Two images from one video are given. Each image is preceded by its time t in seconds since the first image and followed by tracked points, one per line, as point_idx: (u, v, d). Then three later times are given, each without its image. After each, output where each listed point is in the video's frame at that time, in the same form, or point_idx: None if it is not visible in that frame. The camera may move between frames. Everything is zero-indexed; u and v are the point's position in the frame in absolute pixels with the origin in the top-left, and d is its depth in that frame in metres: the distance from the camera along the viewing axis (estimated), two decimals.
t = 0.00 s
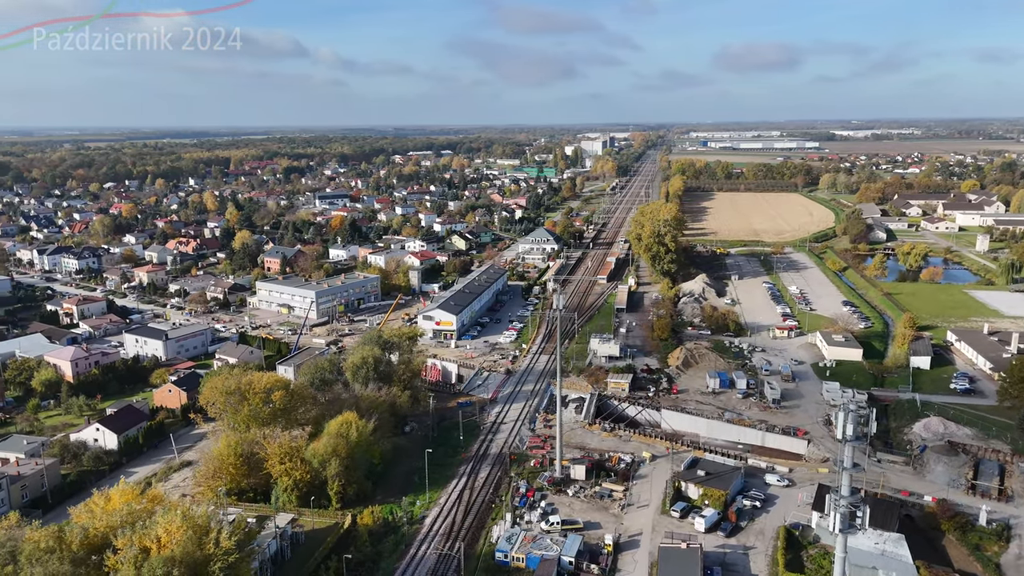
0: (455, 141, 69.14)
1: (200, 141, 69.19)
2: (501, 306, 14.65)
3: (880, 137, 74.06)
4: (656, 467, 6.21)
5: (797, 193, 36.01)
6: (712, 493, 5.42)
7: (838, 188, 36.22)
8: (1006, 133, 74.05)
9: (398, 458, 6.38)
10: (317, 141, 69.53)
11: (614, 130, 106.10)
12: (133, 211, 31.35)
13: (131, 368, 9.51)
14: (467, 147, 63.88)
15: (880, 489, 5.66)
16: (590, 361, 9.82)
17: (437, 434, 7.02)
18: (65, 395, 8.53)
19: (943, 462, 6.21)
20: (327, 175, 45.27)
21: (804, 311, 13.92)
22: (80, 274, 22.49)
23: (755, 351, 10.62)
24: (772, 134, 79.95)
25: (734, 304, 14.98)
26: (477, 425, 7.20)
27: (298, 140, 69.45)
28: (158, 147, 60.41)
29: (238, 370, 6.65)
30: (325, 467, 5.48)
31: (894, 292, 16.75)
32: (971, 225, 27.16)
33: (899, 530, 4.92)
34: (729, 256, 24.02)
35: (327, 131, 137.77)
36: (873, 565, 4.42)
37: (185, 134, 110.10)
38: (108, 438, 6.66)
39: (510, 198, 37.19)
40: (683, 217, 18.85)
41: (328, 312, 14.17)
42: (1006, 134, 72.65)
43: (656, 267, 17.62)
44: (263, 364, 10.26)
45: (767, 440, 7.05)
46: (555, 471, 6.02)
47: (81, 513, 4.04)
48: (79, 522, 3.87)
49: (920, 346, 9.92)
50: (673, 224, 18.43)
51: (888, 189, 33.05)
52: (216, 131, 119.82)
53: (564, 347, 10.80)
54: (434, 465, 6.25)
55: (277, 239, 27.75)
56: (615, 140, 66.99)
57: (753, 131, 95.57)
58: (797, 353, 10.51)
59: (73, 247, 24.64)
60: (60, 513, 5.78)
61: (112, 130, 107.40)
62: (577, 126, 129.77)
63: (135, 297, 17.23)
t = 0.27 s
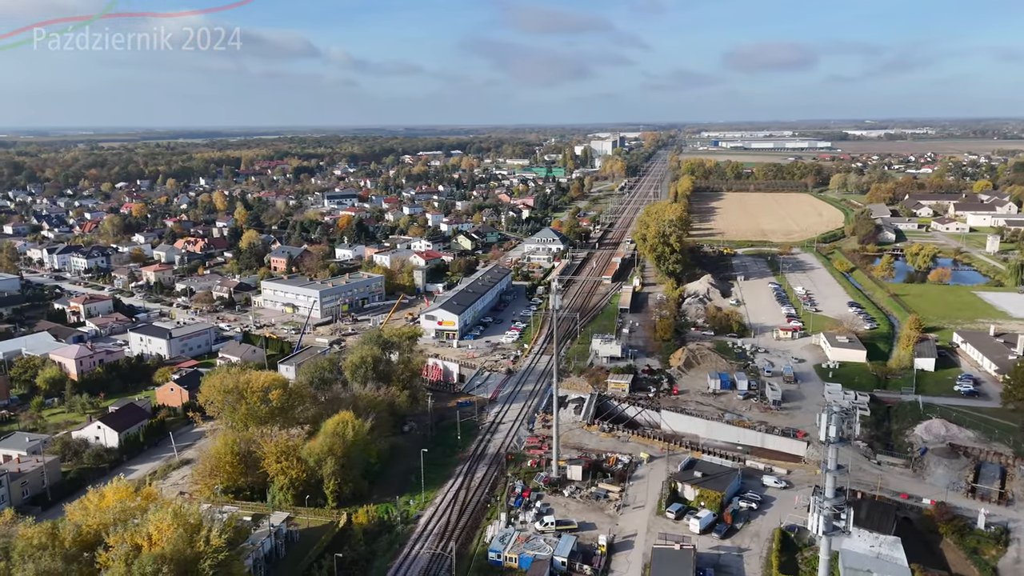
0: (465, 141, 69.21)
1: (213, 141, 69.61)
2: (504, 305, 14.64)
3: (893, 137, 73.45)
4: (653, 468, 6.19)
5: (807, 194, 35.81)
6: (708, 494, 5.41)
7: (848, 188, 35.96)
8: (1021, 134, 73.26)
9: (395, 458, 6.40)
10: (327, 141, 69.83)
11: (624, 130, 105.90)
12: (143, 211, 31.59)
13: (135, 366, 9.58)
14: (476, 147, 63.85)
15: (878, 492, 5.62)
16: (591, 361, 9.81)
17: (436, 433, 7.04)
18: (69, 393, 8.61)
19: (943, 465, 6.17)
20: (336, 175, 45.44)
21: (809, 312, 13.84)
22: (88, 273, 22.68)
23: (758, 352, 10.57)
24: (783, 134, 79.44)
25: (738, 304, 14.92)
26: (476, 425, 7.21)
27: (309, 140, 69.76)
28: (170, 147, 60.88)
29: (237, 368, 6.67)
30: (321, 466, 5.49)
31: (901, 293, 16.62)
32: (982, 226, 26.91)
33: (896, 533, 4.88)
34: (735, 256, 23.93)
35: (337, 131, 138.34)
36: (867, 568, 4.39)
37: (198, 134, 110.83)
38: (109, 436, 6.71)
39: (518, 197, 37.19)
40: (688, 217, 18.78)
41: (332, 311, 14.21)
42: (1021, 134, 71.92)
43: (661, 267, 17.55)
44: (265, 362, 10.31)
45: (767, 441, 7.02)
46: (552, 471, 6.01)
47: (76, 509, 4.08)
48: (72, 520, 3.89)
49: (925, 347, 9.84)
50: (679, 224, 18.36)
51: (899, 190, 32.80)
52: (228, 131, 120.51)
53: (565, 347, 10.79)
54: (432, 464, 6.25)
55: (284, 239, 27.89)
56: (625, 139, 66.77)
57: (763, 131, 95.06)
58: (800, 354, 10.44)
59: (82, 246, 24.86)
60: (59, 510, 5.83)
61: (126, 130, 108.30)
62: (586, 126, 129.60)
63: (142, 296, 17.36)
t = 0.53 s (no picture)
0: (474, 142, 69.28)
1: (224, 141, 70.03)
2: (508, 305, 14.64)
3: (907, 137, 72.84)
4: (650, 469, 6.17)
5: (816, 194, 35.62)
6: (704, 495, 5.38)
7: (858, 188, 35.70)
8: None
9: (392, 457, 6.41)
10: (338, 141, 70.12)
11: (633, 130, 105.68)
12: (153, 210, 31.82)
13: (139, 364, 9.66)
14: (485, 147, 63.82)
15: (876, 494, 5.58)
16: (592, 361, 9.79)
17: (434, 433, 7.05)
18: (72, 390, 8.70)
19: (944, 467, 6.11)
20: (345, 175, 45.60)
21: (813, 313, 13.75)
22: (97, 272, 22.86)
23: (760, 352, 10.51)
24: (794, 134, 78.87)
25: (743, 304, 14.87)
26: (474, 425, 7.22)
27: (319, 140, 70.05)
28: (182, 147, 61.36)
29: (236, 366, 6.69)
30: (317, 465, 5.52)
31: (908, 293, 16.49)
32: (993, 227, 26.66)
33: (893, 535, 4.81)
34: (742, 257, 23.83)
35: (346, 131, 138.80)
36: (862, 571, 4.34)
37: (209, 134, 111.45)
38: (110, 434, 6.77)
39: (526, 197, 37.20)
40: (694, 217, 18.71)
41: (336, 311, 14.29)
42: None
43: (666, 267, 17.49)
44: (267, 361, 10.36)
45: (766, 442, 6.98)
46: (548, 472, 6.00)
47: (71, 504, 4.11)
48: (65, 516, 3.92)
49: (930, 349, 9.75)
50: (684, 225, 18.29)
51: (909, 190, 32.54)
52: (240, 130, 121.17)
53: (567, 347, 10.79)
54: (429, 464, 6.26)
55: (291, 238, 28.02)
56: (635, 139, 66.53)
57: (774, 131, 94.57)
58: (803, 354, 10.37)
59: (92, 245, 25.07)
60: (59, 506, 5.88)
61: (139, 130, 109.09)
62: (595, 126, 129.37)
63: (149, 295, 17.50)
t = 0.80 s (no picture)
0: (484, 141, 69.33)
1: (236, 141, 70.45)
2: (511, 306, 14.66)
3: (921, 138, 72.15)
4: (648, 469, 6.16)
5: (826, 194, 35.38)
6: (700, 497, 5.37)
7: (870, 189, 35.41)
8: None
9: (390, 457, 6.43)
10: (349, 140, 70.41)
11: (643, 130, 105.42)
12: (163, 209, 32.05)
13: (142, 363, 9.74)
14: (495, 147, 63.78)
15: (874, 496, 5.55)
16: (594, 362, 9.77)
17: (433, 432, 7.07)
18: (76, 388, 8.79)
19: (943, 470, 6.06)
20: (355, 174, 45.76)
21: (818, 314, 13.66)
22: (106, 270, 23.04)
23: (763, 354, 10.45)
24: (807, 134, 78.26)
25: (748, 305, 14.80)
26: (473, 425, 7.23)
27: (331, 139, 70.37)
28: (195, 146, 61.79)
29: (236, 365, 6.72)
30: (313, 463, 5.55)
31: (915, 294, 16.35)
32: (1005, 228, 26.37)
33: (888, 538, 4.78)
34: (749, 257, 23.73)
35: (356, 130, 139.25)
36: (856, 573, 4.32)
37: (222, 134, 112.10)
38: (111, 431, 6.82)
39: (534, 197, 37.19)
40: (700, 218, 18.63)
41: (340, 310, 14.36)
42: None
43: (671, 268, 17.42)
44: (270, 360, 10.42)
45: (766, 444, 6.95)
46: (544, 472, 6.00)
47: (67, 500, 4.15)
48: (59, 513, 3.95)
49: (935, 351, 9.66)
50: (690, 225, 18.22)
51: (921, 190, 32.25)
52: (251, 130, 121.83)
53: (569, 347, 10.78)
54: (426, 464, 6.28)
55: (299, 237, 28.15)
56: (646, 139, 66.26)
57: (785, 131, 93.97)
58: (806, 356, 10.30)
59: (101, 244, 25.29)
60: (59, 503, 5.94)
61: (152, 131, 109.88)
62: (605, 125, 129.11)
63: (156, 293, 17.65)
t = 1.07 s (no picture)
0: (496, 141, 69.37)
1: (259, 141, 71.60)
2: (515, 306, 14.66)
3: (937, 138, 71.34)
4: (644, 470, 6.13)
5: (838, 194, 35.10)
6: (695, 498, 5.35)
7: (882, 189, 35.09)
8: None
9: (386, 456, 6.45)
10: (361, 140, 70.69)
11: (654, 129, 105.07)
12: (174, 209, 32.31)
13: (146, 361, 9.82)
14: (505, 147, 63.72)
15: (872, 499, 5.50)
16: (596, 362, 9.76)
17: (431, 432, 7.07)
18: (80, 386, 8.88)
19: (944, 473, 6.00)
20: (366, 174, 45.92)
21: (823, 315, 13.55)
22: (115, 269, 23.26)
23: (766, 354, 10.39)
24: (822, 133, 77.58)
25: (753, 306, 14.71)
26: (471, 424, 7.25)
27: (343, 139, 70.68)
28: (208, 146, 62.27)
29: (235, 363, 6.76)
30: (308, 462, 5.57)
31: (924, 296, 16.19)
32: (1019, 229, 26.04)
33: (883, 541, 4.75)
34: (757, 258, 23.60)
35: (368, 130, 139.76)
36: None
37: (234, 134, 112.58)
38: (113, 428, 6.88)
39: (543, 197, 37.15)
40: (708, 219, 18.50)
41: (345, 309, 14.42)
42: None
43: (676, 269, 17.32)
44: (273, 358, 10.48)
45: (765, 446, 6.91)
46: (540, 473, 5.99)
47: (62, 495, 4.19)
48: (52, 510, 3.99)
49: (940, 353, 9.55)
50: (695, 225, 18.11)
51: (935, 191, 31.91)
52: (265, 130, 122.48)
53: (571, 347, 10.76)
54: (423, 463, 6.29)
55: (307, 237, 28.28)
56: (657, 139, 65.95)
57: (799, 131, 93.28)
58: (810, 356, 10.22)
59: (112, 243, 25.53)
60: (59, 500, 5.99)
61: (168, 131, 110.66)
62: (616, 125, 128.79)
63: (164, 292, 17.80)
